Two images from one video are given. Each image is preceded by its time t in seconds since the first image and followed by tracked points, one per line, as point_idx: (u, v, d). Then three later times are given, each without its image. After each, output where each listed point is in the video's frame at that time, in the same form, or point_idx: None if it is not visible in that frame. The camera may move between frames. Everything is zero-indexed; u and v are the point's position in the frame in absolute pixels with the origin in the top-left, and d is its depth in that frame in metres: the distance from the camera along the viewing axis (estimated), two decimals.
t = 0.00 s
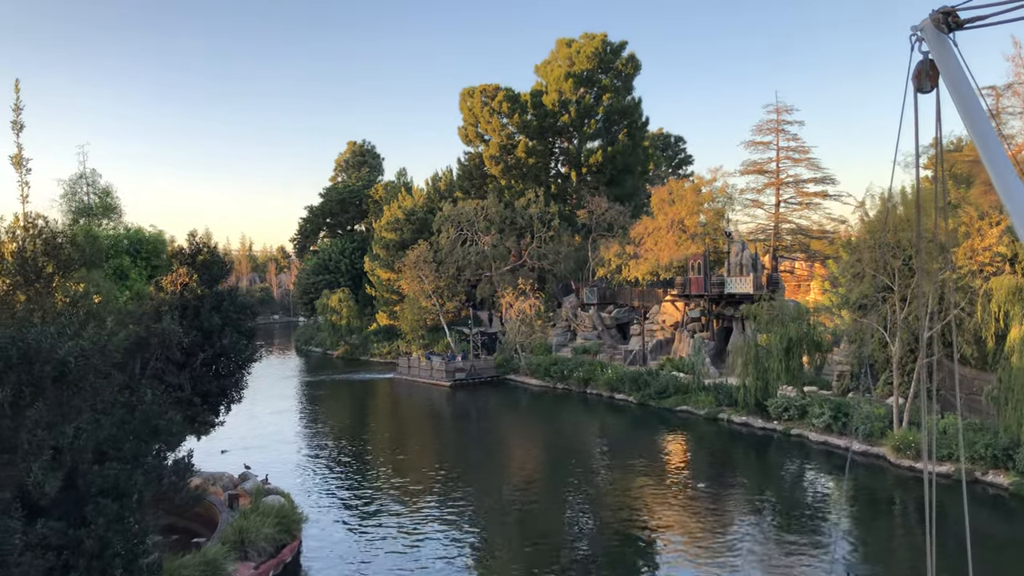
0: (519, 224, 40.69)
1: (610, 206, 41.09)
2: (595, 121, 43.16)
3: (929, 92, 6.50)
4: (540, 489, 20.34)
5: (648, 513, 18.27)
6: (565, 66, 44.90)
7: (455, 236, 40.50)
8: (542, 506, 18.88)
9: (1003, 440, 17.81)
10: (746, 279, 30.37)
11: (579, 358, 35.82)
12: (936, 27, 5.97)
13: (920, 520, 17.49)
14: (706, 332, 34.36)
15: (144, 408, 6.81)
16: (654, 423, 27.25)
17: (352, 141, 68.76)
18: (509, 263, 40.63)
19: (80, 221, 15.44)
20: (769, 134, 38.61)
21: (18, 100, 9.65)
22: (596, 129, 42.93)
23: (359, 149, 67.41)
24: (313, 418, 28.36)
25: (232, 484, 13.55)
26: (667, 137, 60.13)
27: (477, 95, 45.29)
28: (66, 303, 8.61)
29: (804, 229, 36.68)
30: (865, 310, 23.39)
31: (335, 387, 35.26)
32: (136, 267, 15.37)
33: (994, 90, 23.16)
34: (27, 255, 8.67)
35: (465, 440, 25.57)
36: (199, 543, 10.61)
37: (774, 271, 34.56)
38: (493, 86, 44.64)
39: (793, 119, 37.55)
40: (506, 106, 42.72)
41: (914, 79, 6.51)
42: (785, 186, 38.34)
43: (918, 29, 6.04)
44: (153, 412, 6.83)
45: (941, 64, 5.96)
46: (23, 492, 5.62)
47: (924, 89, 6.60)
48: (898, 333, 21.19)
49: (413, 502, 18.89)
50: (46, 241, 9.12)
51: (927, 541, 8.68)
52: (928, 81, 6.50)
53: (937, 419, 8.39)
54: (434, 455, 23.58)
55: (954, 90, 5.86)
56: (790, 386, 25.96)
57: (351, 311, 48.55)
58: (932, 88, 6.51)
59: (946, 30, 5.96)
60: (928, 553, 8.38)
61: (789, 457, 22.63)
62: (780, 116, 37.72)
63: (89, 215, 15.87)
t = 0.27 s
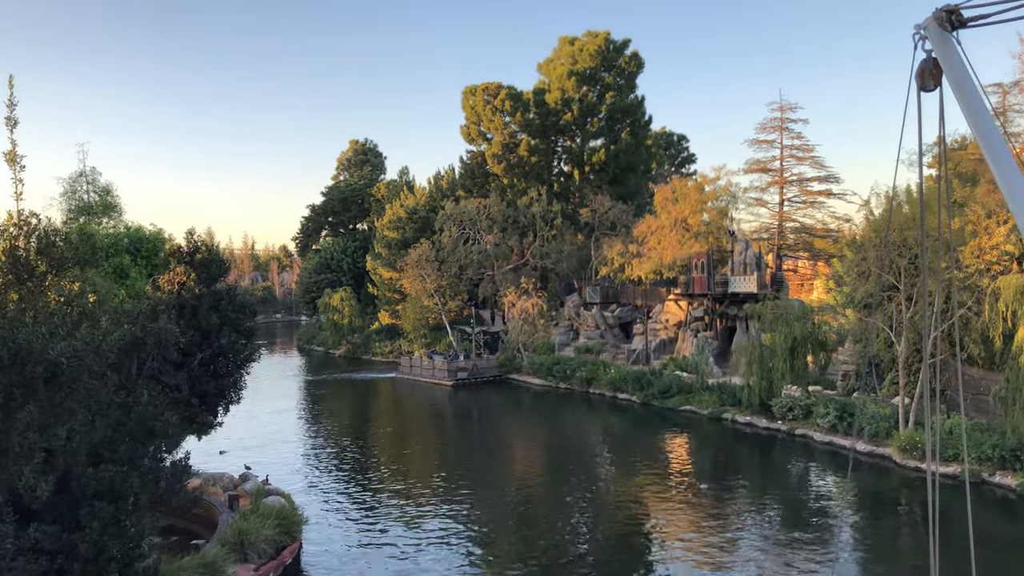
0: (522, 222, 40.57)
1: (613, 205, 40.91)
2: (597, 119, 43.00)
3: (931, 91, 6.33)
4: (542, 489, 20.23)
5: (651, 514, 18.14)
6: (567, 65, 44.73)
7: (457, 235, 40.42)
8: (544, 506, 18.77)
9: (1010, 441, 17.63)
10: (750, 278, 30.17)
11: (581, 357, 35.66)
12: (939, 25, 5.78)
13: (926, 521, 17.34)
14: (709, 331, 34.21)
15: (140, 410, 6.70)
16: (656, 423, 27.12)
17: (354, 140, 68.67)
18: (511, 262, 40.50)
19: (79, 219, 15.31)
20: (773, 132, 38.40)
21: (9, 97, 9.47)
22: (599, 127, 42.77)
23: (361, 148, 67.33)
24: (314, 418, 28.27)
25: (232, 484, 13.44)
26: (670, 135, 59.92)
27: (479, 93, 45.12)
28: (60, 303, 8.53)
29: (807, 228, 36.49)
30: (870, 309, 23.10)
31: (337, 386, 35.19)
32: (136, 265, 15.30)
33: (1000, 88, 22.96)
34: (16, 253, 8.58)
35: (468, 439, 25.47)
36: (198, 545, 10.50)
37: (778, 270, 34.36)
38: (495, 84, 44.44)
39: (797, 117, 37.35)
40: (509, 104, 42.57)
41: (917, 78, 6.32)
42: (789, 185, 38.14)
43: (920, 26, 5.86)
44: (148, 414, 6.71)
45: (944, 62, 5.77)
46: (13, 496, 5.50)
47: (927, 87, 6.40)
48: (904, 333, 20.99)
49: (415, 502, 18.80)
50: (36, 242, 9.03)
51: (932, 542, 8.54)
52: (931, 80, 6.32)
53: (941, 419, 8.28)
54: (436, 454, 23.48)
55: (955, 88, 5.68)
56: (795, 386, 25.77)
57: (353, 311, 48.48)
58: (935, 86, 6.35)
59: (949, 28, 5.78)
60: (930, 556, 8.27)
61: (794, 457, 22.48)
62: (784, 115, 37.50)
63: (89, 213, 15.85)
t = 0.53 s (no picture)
0: (524, 221, 40.44)
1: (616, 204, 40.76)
2: (600, 118, 42.84)
3: (936, 90, 6.23)
4: (545, 489, 20.14)
5: (654, 514, 18.02)
6: (570, 63, 44.58)
7: (459, 234, 40.33)
8: (547, 506, 18.67)
9: (1017, 442, 17.46)
10: (754, 277, 30.01)
11: (584, 357, 35.54)
12: (942, 24, 5.72)
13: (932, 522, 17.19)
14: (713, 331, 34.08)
15: (136, 411, 6.60)
16: (660, 423, 27.00)
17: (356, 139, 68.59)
18: (514, 262, 40.39)
19: (78, 218, 15.19)
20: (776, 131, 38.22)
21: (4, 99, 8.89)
22: (601, 126, 42.63)
23: (364, 147, 67.26)
24: (316, 417, 28.21)
25: (232, 485, 13.35)
26: (673, 134, 59.74)
27: (481, 92, 44.94)
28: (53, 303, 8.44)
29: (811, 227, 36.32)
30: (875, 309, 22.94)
31: (339, 386, 35.14)
32: (137, 263, 15.27)
33: (1006, 85, 22.77)
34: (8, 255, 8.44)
35: (470, 439, 25.37)
36: (197, 547, 10.39)
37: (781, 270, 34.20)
38: (497, 83, 44.28)
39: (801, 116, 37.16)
40: (511, 103, 42.44)
41: (921, 77, 6.25)
42: (793, 184, 37.95)
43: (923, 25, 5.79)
44: (145, 415, 6.60)
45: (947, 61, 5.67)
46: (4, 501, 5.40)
47: (931, 86, 6.32)
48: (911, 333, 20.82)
49: (417, 502, 18.72)
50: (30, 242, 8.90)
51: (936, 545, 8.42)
52: (934, 79, 6.21)
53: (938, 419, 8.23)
54: (438, 454, 23.40)
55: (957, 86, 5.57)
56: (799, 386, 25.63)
57: (355, 310, 48.42)
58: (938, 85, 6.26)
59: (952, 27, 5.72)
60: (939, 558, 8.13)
61: (798, 457, 22.35)
62: (788, 113, 37.30)
63: (89, 211, 15.87)
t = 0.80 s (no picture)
0: (528, 221, 40.30)
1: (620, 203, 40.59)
2: (603, 117, 42.70)
3: (940, 88, 6.02)
4: (549, 489, 20.04)
5: (658, 514, 17.92)
6: (573, 62, 44.41)
7: (463, 233, 40.28)
8: (551, 507, 18.57)
9: None
10: (759, 276, 29.84)
11: (588, 357, 35.42)
12: (947, 22, 5.55)
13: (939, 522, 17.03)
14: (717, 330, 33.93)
15: (133, 413, 6.53)
16: (665, 423, 26.86)
17: (360, 138, 68.58)
18: (517, 261, 40.26)
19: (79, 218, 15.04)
20: (781, 130, 38.01)
21: None
22: (605, 125, 42.48)
23: (367, 147, 67.24)
24: (320, 417, 28.14)
25: (234, 486, 13.26)
26: (677, 133, 59.55)
27: (485, 91, 44.77)
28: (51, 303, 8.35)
29: (816, 226, 36.13)
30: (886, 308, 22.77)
31: (343, 386, 35.08)
32: (138, 262, 15.30)
33: (1014, 83, 22.55)
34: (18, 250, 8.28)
35: (474, 440, 25.27)
36: (199, 550, 10.29)
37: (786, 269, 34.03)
38: (501, 82, 44.08)
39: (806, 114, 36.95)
40: (514, 102, 42.29)
41: (925, 76, 6.03)
42: (798, 183, 37.74)
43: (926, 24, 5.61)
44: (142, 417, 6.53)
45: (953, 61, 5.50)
46: None
47: (935, 84, 6.09)
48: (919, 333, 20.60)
49: (421, 502, 18.64)
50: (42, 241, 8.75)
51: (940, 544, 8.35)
52: (938, 77, 5.98)
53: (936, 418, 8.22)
54: (442, 454, 23.31)
55: (962, 87, 5.43)
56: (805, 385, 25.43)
57: (359, 310, 48.38)
58: (943, 85, 6.02)
59: (957, 25, 5.53)
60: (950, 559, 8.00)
61: (804, 458, 22.18)
62: (793, 111, 37.08)
63: (91, 210, 15.96)
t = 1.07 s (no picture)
0: (540, 220, 40.10)
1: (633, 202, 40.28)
2: (616, 116, 42.46)
3: (956, 84, 5.91)
4: (563, 490, 19.87)
5: (672, 516, 17.71)
6: (585, 61, 44.14)
7: (475, 234, 40.18)
8: (565, 508, 18.42)
9: None
10: (774, 275, 29.47)
11: (601, 357, 35.17)
12: (961, 17, 5.57)
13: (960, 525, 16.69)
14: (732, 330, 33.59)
15: (140, 416, 6.48)
16: (679, 423, 26.60)
17: (371, 139, 68.69)
18: (530, 261, 40.08)
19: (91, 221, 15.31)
20: (795, 127, 37.59)
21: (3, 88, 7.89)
22: (617, 123, 42.21)
23: (378, 147, 67.32)
24: (333, 418, 28.12)
25: (246, 489, 13.19)
26: (689, 132, 59.13)
27: (496, 90, 44.62)
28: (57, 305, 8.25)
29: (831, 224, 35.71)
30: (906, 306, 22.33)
31: (355, 386, 35.06)
32: (149, 264, 15.25)
33: None
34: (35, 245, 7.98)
35: (487, 440, 25.14)
36: (210, 553, 10.19)
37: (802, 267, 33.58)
38: (512, 81, 43.88)
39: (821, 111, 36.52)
40: (526, 101, 42.12)
41: (940, 71, 5.94)
42: (813, 181, 37.31)
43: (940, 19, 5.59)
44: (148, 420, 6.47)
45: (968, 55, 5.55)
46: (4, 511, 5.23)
47: (950, 80, 6.02)
48: (937, 332, 20.23)
49: (434, 503, 18.53)
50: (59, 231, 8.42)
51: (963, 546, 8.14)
52: (954, 72, 5.92)
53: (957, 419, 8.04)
54: (455, 455, 23.20)
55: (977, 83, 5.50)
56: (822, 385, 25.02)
57: (371, 310, 48.42)
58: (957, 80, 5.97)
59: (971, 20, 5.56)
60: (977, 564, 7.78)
61: (821, 458, 21.84)
62: (807, 108, 36.64)
63: (102, 212, 16.00)
